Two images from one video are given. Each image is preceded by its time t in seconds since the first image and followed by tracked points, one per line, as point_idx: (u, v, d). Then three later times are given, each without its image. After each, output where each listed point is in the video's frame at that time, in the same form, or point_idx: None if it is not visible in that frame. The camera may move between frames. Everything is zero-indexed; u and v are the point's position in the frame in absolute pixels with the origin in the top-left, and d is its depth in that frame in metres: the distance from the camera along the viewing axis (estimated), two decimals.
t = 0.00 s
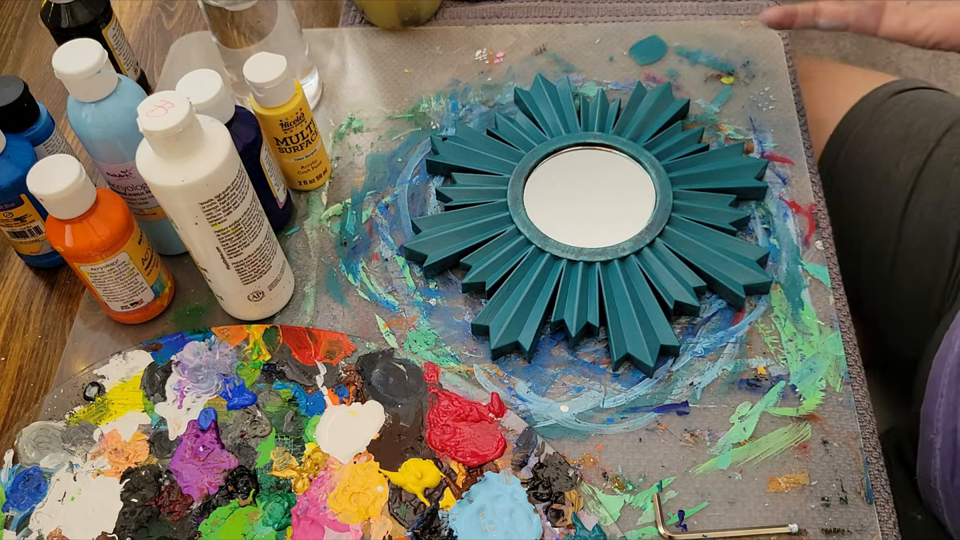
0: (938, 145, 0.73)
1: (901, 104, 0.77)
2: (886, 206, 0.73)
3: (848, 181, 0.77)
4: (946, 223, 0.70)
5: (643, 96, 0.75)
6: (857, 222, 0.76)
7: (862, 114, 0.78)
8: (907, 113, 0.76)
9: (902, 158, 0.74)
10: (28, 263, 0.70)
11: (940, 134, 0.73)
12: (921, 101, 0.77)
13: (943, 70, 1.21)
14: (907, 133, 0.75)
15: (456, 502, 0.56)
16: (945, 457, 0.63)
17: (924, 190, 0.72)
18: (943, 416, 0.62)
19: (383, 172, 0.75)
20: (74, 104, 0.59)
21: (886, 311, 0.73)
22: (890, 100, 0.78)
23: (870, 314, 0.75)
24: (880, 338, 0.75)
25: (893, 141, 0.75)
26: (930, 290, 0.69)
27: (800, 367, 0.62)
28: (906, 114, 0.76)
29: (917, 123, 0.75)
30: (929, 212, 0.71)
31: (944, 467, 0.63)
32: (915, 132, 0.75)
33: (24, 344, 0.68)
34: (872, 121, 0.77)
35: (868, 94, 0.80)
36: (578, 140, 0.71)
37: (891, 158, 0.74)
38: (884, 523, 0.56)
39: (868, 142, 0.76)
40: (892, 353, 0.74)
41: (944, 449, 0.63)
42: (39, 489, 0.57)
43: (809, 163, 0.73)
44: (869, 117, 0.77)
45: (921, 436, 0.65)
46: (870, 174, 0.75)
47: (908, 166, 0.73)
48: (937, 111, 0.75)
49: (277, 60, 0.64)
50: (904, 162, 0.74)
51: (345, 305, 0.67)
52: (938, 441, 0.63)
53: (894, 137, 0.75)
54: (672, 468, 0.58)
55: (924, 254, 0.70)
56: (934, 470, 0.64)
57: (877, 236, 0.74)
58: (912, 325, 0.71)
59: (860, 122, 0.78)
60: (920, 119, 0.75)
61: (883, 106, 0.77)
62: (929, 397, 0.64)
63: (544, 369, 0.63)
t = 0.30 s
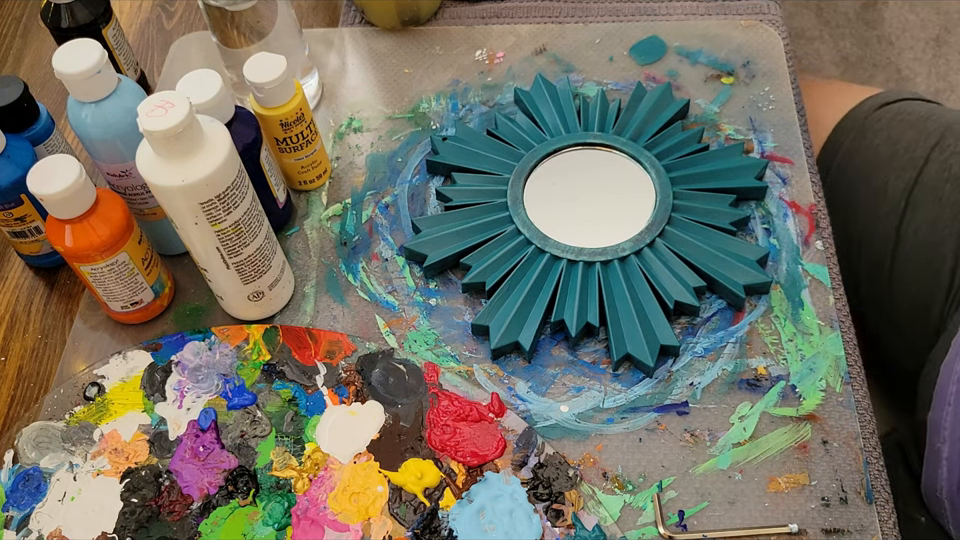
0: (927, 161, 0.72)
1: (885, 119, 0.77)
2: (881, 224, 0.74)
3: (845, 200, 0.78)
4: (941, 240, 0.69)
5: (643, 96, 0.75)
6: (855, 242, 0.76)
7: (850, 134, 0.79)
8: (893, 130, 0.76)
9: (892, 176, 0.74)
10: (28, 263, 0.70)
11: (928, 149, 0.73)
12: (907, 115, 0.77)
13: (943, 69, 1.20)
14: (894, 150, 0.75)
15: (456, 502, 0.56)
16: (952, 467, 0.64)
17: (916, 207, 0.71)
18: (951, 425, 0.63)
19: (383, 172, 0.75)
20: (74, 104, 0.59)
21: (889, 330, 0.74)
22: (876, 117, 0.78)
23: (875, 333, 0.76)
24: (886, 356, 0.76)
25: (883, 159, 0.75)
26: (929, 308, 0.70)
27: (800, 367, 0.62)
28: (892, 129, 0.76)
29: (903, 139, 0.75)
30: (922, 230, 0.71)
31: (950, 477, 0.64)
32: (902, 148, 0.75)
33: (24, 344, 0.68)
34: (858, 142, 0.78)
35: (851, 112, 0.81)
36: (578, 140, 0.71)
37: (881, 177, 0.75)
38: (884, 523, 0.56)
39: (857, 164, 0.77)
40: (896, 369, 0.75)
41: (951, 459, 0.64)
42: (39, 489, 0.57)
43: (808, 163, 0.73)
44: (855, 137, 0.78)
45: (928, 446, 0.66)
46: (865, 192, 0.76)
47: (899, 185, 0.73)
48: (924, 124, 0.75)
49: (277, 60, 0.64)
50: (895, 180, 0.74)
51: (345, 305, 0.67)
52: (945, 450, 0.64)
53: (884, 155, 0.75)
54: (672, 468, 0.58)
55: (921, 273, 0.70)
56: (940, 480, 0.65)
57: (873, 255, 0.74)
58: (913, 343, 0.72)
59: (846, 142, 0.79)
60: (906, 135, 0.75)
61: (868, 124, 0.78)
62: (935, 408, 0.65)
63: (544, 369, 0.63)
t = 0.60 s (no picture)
0: (934, 166, 0.73)
1: (890, 123, 0.78)
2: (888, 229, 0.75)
3: (853, 206, 0.79)
4: (947, 246, 0.70)
5: (643, 96, 0.75)
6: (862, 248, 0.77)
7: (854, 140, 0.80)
8: (898, 135, 0.77)
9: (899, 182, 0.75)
10: (28, 263, 0.70)
11: (934, 153, 0.74)
12: (912, 117, 0.77)
13: (943, 69, 1.20)
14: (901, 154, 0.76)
15: (456, 502, 0.56)
16: None
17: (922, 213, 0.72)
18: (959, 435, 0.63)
19: (383, 172, 0.75)
20: (74, 104, 0.59)
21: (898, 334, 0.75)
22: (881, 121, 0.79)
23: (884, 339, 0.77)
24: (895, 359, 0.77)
25: (890, 165, 0.76)
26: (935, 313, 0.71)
27: (800, 367, 0.62)
28: (898, 134, 0.77)
29: (910, 143, 0.76)
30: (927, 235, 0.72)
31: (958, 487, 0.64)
32: (909, 153, 0.75)
33: (24, 344, 0.68)
34: (864, 149, 0.79)
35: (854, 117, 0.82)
36: (578, 140, 0.71)
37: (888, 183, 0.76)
38: (884, 523, 0.56)
39: (863, 171, 0.78)
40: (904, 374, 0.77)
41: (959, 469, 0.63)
42: (39, 489, 0.57)
43: (809, 163, 0.73)
44: (860, 144, 0.79)
45: (935, 457, 0.66)
46: (873, 198, 0.77)
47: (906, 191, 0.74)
48: (930, 127, 0.76)
49: (277, 60, 0.64)
50: (902, 187, 0.75)
51: (345, 305, 0.67)
52: (953, 460, 0.64)
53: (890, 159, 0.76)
54: (672, 468, 0.58)
55: (928, 280, 0.71)
56: (947, 490, 0.65)
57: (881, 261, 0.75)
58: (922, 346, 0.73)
59: (853, 148, 0.80)
60: (913, 139, 0.76)
61: (874, 128, 0.79)
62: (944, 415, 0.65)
63: (544, 369, 0.63)
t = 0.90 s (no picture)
0: (939, 187, 0.74)
1: (892, 139, 0.79)
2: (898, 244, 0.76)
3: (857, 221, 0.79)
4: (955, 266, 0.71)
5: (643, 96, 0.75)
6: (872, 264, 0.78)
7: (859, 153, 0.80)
8: (901, 152, 0.78)
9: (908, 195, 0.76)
10: (28, 263, 0.70)
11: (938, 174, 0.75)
12: (913, 133, 0.78)
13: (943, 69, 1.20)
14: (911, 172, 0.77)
15: (456, 502, 0.56)
16: None
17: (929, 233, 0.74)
18: None
19: (383, 172, 0.75)
20: (74, 104, 0.59)
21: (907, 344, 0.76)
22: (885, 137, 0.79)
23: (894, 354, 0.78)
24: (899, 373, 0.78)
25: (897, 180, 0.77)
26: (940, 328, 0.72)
27: (800, 367, 0.62)
28: (901, 152, 0.78)
29: (912, 163, 0.77)
30: (934, 256, 0.73)
31: None
32: (913, 172, 0.76)
33: (24, 344, 0.68)
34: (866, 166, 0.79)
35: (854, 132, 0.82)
36: (578, 140, 0.71)
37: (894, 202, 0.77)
38: (884, 523, 0.56)
39: (867, 190, 0.79)
40: (904, 380, 0.79)
41: None
42: (39, 489, 0.57)
43: (809, 163, 0.73)
44: (862, 161, 0.80)
45: (942, 470, 0.66)
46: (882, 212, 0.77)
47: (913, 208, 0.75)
48: (931, 144, 0.77)
49: (278, 60, 0.64)
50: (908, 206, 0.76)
51: (345, 305, 0.67)
52: None
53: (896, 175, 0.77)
54: (672, 468, 0.58)
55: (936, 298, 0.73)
56: (954, 504, 0.64)
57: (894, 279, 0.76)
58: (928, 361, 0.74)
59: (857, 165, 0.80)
60: (916, 157, 0.77)
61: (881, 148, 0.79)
62: (950, 427, 0.65)
63: (544, 369, 0.63)
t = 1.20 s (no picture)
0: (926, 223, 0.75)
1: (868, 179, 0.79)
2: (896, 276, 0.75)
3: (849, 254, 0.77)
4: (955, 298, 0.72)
5: (643, 96, 0.75)
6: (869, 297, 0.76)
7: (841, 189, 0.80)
8: (880, 191, 0.78)
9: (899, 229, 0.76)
10: (28, 263, 0.70)
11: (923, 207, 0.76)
12: (888, 167, 0.79)
13: (943, 69, 1.21)
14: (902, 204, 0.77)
15: (456, 502, 0.56)
16: None
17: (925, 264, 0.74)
18: None
19: (383, 172, 0.75)
20: (74, 104, 0.59)
21: (906, 378, 0.75)
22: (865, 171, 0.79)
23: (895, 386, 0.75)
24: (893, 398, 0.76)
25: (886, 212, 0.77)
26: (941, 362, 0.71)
27: (800, 367, 0.62)
28: (882, 190, 0.78)
29: (895, 198, 0.77)
30: (933, 287, 0.73)
31: None
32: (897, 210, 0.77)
33: (24, 344, 0.68)
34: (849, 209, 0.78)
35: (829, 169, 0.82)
36: (578, 140, 0.71)
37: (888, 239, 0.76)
38: (884, 523, 0.56)
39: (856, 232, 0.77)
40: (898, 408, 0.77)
41: None
42: (39, 489, 0.57)
43: (808, 163, 0.73)
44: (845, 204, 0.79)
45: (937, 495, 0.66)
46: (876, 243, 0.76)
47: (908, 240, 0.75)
48: (908, 179, 0.78)
49: (278, 60, 0.64)
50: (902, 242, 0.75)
51: (345, 305, 0.67)
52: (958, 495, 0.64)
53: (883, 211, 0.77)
54: (672, 468, 0.58)
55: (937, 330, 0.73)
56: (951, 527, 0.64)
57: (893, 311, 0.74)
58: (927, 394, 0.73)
59: (839, 201, 0.79)
60: (897, 194, 0.77)
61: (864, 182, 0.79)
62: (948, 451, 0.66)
63: (544, 369, 0.63)
